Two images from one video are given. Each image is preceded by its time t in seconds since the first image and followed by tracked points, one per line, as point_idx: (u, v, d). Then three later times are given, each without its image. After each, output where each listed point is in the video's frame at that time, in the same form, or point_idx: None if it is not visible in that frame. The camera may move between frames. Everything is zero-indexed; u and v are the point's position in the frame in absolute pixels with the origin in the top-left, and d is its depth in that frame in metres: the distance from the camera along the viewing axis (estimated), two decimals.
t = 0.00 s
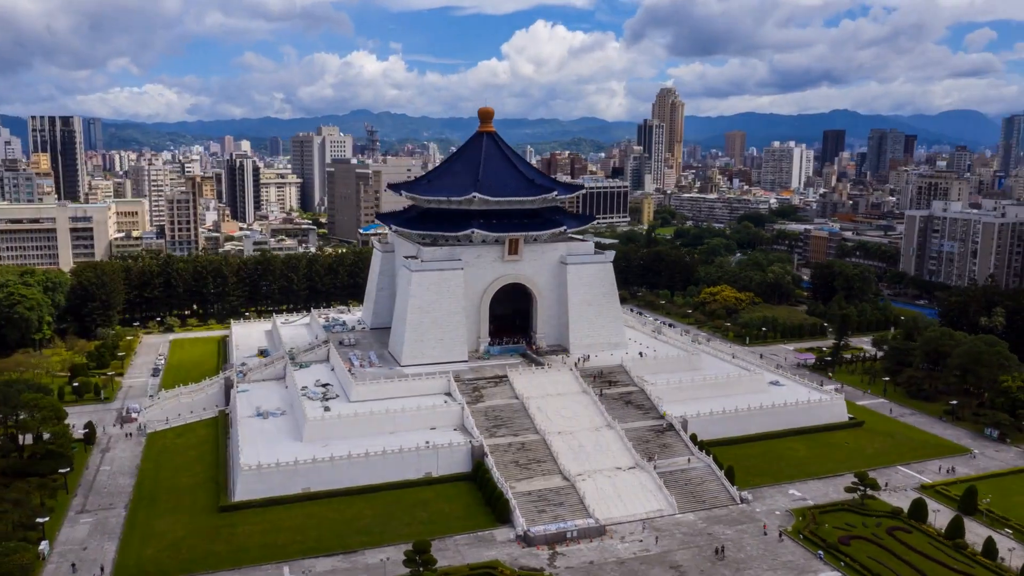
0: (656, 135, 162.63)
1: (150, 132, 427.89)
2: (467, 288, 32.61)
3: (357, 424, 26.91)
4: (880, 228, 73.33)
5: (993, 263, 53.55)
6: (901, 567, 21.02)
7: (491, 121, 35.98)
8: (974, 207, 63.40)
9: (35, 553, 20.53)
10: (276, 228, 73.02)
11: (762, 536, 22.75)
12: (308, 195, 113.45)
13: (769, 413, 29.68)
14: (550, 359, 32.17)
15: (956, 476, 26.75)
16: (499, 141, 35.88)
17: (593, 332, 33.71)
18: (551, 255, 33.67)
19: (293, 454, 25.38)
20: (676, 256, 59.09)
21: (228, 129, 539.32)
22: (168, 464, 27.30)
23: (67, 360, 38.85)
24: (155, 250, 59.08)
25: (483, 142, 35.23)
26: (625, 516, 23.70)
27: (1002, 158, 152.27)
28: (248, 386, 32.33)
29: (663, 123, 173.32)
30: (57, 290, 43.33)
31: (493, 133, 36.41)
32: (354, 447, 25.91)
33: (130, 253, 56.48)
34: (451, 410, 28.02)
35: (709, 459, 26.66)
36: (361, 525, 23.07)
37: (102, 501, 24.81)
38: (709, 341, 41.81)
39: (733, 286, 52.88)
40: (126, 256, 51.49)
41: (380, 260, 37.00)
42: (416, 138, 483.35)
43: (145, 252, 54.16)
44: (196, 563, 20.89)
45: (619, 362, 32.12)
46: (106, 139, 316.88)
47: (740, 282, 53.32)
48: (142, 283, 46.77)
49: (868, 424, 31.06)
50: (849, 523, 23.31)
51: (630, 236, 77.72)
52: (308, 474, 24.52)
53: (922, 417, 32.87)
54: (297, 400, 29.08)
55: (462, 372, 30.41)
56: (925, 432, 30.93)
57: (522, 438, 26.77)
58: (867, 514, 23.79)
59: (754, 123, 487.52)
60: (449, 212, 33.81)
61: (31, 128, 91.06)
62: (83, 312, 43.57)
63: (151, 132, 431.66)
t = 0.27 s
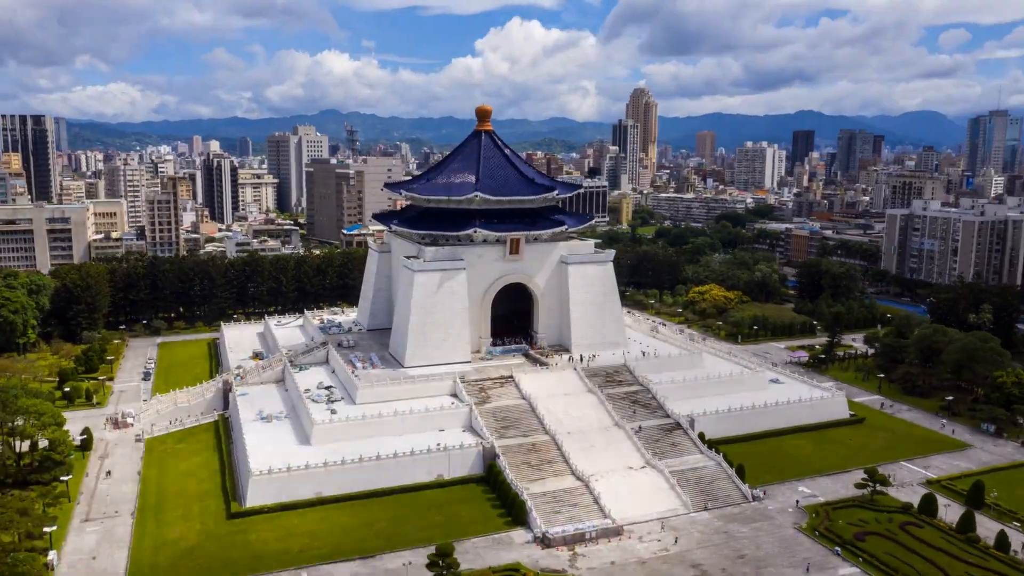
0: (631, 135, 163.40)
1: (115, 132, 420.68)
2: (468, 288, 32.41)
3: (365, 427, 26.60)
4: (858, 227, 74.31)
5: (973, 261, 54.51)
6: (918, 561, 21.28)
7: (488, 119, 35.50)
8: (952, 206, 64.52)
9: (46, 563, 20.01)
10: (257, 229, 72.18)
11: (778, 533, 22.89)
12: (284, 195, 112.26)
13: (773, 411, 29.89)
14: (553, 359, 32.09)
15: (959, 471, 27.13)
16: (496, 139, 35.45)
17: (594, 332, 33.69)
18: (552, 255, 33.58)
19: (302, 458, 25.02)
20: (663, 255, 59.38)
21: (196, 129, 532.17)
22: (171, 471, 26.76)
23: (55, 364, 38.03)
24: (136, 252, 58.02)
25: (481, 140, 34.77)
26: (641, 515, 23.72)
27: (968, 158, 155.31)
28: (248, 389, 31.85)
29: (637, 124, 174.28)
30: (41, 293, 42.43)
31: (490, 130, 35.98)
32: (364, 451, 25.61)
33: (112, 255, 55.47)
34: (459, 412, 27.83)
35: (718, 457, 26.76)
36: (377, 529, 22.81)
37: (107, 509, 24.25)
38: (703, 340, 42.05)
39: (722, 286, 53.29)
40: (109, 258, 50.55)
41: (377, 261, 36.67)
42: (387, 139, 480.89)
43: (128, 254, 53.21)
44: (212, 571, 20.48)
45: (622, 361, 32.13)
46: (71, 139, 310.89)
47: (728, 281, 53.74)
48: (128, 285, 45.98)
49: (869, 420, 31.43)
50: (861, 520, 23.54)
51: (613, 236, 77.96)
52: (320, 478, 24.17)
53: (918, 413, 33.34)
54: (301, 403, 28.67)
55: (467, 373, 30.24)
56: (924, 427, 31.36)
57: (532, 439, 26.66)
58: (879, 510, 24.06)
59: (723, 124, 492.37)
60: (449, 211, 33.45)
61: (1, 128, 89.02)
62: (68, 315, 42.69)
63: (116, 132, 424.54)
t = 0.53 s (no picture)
0: (606, 135, 164.07)
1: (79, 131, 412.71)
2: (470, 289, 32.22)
3: (374, 430, 26.27)
4: (837, 225, 75.21)
5: (954, 259, 55.43)
6: (933, 555, 21.53)
7: (486, 121, 35.36)
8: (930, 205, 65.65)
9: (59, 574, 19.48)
10: (238, 230, 71.23)
11: (793, 529, 23.04)
12: (260, 195, 111.06)
13: (776, 409, 30.10)
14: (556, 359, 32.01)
15: (961, 465, 27.54)
16: (494, 141, 35.35)
17: (594, 332, 33.68)
18: (553, 255, 33.51)
19: (312, 462, 24.65)
20: (650, 254, 59.60)
21: (162, 128, 524.11)
22: (175, 478, 26.21)
23: (42, 369, 37.15)
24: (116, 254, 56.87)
25: (480, 142, 34.64)
26: (656, 515, 23.73)
27: (936, 157, 158.12)
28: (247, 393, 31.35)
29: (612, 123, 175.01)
30: (25, 296, 41.47)
31: (487, 132, 35.86)
32: (374, 453, 25.30)
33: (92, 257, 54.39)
34: (467, 413, 27.64)
35: (727, 456, 26.88)
36: (392, 532, 22.54)
37: (112, 517, 23.67)
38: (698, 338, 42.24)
39: (710, 284, 53.63)
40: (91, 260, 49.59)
41: (374, 262, 36.34)
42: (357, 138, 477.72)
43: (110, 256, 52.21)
44: None
45: (625, 361, 32.16)
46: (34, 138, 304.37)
47: (716, 279, 54.09)
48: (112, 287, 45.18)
49: (868, 417, 31.79)
50: (874, 515, 23.78)
51: (596, 235, 78.15)
52: (332, 483, 23.81)
53: (914, 408, 33.81)
54: (305, 407, 28.27)
55: (471, 375, 30.06)
56: (922, 423, 31.80)
57: (542, 440, 26.56)
58: (889, 506, 24.33)
59: (692, 123, 496.47)
60: (449, 213, 33.22)
61: None
62: (53, 319, 41.77)
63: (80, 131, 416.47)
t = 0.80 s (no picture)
0: (576, 135, 164.72)
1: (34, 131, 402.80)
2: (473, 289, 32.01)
3: (386, 433, 25.94)
4: (813, 225, 76.32)
5: (931, 256, 56.53)
6: (950, 548, 21.89)
7: (484, 119, 35.11)
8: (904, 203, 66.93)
9: None
10: (215, 231, 70.09)
11: (810, 526, 23.28)
12: (231, 196, 109.64)
13: (781, 406, 30.38)
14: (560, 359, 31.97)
15: (963, 459, 28.07)
16: (492, 139, 35.18)
17: (596, 331, 33.71)
18: (554, 255, 33.47)
19: (326, 467, 24.25)
20: (634, 254, 59.93)
21: (121, 127, 513.99)
22: (182, 485, 25.62)
23: (28, 375, 36.15)
24: (93, 257, 55.61)
25: (479, 141, 34.44)
26: (674, 514, 23.79)
27: (899, 157, 161.42)
28: (249, 397, 30.78)
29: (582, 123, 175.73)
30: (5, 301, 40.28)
31: (484, 130, 35.65)
32: (388, 457, 24.99)
33: (69, 260, 53.11)
34: (478, 415, 27.46)
35: (737, 454, 27.06)
36: (413, 537, 22.26)
37: (122, 528, 23.05)
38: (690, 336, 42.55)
39: (695, 283, 54.04)
40: (70, 263, 48.39)
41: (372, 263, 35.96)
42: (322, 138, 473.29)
43: (88, 258, 51.02)
44: None
45: (628, 360, 32.24)
46: None
47: (701, 278, 54.59)
48: (94, 290, 44.18)
49: (867, 413, 32.26)
50: (888, 511, 24.12)
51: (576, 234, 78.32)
52: (348, 487, 23.45)
53: (909, 404, 34.41)
54: (312, 410, 27.85)
55: (478, 376, 29.90)
56: (918, 418, 32.37)
57: (555, 441, 26.49)
58: (901, 500, 24.70)
59: (657, 124, 500.64)
60: (450, 212, 32.93)
61: None
62: (34, 323, 40.68)
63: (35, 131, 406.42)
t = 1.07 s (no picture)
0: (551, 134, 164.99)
1: None
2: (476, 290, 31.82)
3: (397, 436, 25.67)
4: (792, 224, 77.18)
5: (913, 254, 57.43)
6: (964, 543, 22.25)
7: (482, 120, 34.94)
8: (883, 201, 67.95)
9: None
10: (195, 232, 69.00)
11: (823, 522, 23.51)
12: (205, 196, 108.31)
13: (784, 404, 30.61)
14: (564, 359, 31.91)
15: (964, 453, 28.51)
16: (491, 140, 35.02)
17: (597, 331, 33.70)
18: (556, 255, 33.38)
19: (339, 471, 23.95)
20: (620, 253, 60.13)
21: (84, 126, 504.47)
22: (187, 491, 25.09)
23: (16, 381, 35.30)
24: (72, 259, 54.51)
25: (478, 142, 34.27)
26: (689, 513, 23.86)
27: (869, 156, 163.97)
28: (250, 402, 30.29)
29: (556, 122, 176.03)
30: None
31: (483, 131, 35.48)
32: (400, 460, 24.74)
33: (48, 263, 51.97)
34: (487, 417, 27.30)
35: (746, 452, 27.21)
36: (431, 540, 22.06)
37: (130, 537, 22.48)
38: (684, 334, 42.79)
39: (683, 282, 54.38)
40: (51, 265, 47.36)
41: (369, 264, 35.61)
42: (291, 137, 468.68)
43: (70, 261, 49.97)
44: None
45: (631, 360, 32.27)
46: None
47: (688, 277, 54.96)
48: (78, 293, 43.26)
49: (866, 409, 32.65)
50: (898, 507, 24.43)
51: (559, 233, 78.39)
52: (362, 492, 23.16)
53: (904, 400, 34.91)
54: (318, 414, 27.48)
55: (483, 378, 29.75)
56: (916, 414, 32.82)
57: (566, 441, 26.43)
58: (910, 495, 25.04)
59: (627, 123, 503.39)
60: (450, 213, 32.69)
61: None
62: (18, 327, 39.72)
63: None
